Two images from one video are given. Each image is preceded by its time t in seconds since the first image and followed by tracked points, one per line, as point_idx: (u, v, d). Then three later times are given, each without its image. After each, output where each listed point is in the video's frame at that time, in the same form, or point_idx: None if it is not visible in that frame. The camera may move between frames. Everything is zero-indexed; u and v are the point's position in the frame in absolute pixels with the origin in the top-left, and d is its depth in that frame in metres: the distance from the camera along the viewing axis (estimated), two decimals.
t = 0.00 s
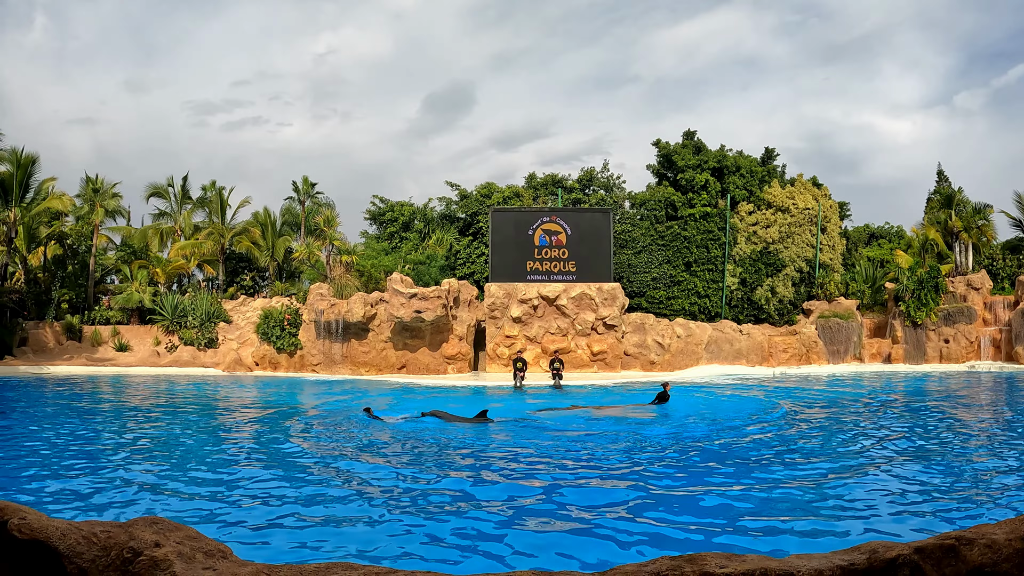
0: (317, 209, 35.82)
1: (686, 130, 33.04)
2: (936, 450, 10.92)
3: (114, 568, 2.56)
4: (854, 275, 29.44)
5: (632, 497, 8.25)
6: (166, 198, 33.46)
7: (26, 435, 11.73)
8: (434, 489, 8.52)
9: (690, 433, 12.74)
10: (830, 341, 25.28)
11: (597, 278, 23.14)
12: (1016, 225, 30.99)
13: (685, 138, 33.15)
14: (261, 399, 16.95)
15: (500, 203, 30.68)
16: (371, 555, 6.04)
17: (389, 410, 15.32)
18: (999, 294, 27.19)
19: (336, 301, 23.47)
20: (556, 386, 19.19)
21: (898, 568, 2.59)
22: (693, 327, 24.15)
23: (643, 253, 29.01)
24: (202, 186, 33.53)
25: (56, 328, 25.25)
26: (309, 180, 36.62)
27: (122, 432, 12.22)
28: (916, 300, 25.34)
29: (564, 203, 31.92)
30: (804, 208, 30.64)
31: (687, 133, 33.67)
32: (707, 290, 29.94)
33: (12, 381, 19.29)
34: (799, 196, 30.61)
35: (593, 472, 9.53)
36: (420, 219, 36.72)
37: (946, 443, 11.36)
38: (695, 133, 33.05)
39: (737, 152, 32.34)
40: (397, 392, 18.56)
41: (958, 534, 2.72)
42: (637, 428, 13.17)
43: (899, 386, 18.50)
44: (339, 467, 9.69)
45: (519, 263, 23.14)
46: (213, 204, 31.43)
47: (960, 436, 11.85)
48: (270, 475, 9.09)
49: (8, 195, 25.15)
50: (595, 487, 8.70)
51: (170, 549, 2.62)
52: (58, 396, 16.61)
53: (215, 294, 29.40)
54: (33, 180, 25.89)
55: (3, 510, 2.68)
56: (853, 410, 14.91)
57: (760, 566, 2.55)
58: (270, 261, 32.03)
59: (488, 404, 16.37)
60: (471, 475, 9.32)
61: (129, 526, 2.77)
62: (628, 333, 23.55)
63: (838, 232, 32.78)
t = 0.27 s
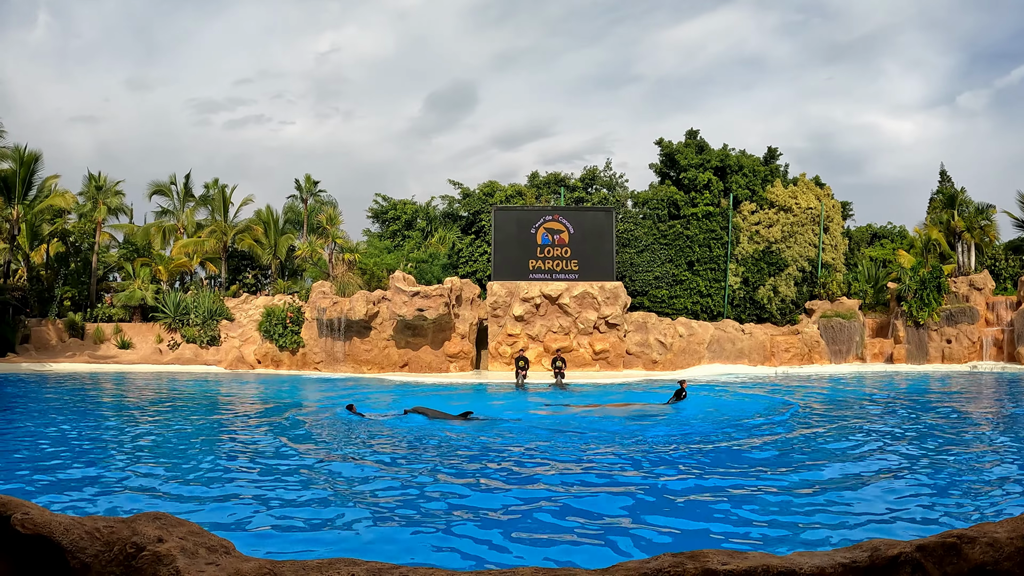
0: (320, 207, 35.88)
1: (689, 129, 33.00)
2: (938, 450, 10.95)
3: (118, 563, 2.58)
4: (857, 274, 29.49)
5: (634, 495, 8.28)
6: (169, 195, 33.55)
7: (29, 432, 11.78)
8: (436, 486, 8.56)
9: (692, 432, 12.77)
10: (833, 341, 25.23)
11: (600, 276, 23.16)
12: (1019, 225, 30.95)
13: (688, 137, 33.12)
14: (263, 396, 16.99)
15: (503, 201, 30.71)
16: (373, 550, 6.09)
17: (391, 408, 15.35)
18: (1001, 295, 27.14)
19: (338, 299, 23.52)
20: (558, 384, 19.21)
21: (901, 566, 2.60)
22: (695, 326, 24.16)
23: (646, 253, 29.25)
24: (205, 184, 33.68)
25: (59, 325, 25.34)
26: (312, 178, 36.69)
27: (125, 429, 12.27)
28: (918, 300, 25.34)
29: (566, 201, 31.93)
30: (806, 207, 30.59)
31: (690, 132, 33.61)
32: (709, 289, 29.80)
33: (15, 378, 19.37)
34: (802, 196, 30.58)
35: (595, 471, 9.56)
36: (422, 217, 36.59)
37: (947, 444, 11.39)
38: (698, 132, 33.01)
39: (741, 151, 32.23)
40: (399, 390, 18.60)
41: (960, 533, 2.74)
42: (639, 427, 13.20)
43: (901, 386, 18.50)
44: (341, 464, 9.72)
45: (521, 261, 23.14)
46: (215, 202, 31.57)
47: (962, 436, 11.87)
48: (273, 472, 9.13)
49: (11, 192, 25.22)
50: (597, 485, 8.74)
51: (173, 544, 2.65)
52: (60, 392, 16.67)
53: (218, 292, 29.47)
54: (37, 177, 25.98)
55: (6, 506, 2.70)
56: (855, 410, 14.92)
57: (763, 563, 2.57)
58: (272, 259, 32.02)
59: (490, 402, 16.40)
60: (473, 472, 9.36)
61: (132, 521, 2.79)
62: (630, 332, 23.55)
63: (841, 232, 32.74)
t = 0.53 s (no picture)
0: (322, 206, 35.94)
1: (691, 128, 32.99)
2: (939, 451, 10.96)
3: (120, 561, 2.60)
4: (859, 274, 29.29)
5: (636, 494, 8.30)
6: (171, 194, 33.63)
7: (31, 430, 11.82)
8: (437, 485, 8.60)
9: (694, 432, 12.81)
10: (835, 341, 25.21)
11: (602, 276, 23.15)
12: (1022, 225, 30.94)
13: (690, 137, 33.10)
14: (265, 395, 17.02)
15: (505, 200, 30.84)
16: (374, 548, 6.13)
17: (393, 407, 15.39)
18: (1003, 295, 27.11)
19: (340, 297, 23.59)
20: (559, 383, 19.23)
21: (903, 565, 2.61)
22: (697, 326, 24.17)
23: (648, 252, 29.29)
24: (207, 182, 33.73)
25: (61, 323, 25.41)
26: (314, 177, 36.74)
27: (127, 427, 12.31)
28: (921, 301, 25.34)
29: (568, 201, 31.96)
30: (809, 207, 30.44)
31: (692, 131, 33.59)
32: (712, 289, 29.74)
33: (17, 376, 19.44)
34: (804, 195, 30.52)
35: (596, 470, 9.60)
36: (424, 216, 36.50)
37: (949, 444, 11.41)
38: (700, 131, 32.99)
39: (743, 151, 32.14)
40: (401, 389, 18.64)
41: (962, 533, 2.75)
42: (640, 426, 13.23)
43: (903, 386, 18.49)
44: (344, 463, 9.77)
45: (523, 260, 23.18)
46: (217, 201, 31.65)
47: (964, 437, 11.89)
48: (275, 471, 9.17)
49: (13, 190, 25.30)
50: (598, 484, 8.77)
51: (176, 542, 2.67)
52: (62, 390, 16.72)
53: (220, 291, 29.55)
54: (39, 175, 26.08)
55: (10, 503, 2.72)
56: (856, 410, 14.93)
57: (765, 562, 2.58)
58: (274, 258, 32.05)
59: (491, 401, 16.44)
60: (475, 471, 9.40)
61: (134, 519, 2.81)
62: (632, 331, 23.52)
63: (843, 232, 32.72)
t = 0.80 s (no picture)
0: (325, 205, 35.96)
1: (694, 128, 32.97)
2: (943, 451, 10.97)
3: (124, 559, 2.62)
4: (861, 274, 29.07)
5: (640, 494, 8.32)
6: (173, 192, 33.71)
7: (34, 428, 11.86)
8: (441, 484, 8.62)
9: (696, 431, 12.82)
10: (837, 341, 25.20)
11: (605, 275, 23.14)
12: None
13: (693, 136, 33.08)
14: (267, 393, 17.06)
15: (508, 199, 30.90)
16: (380, 546, 6.15)
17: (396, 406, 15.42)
18: (1006, 296, 27.10)
19: (343, 296, 23.64)
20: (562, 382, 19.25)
21: (906, 565, 2.63)
22: (699, 326, 24.22)
23: (651, 251, 29.28)
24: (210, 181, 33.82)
25: (64, 322, 25.50)
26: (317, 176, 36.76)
27: (130, 425, 12.36)
28: (923, 301, 25.33)
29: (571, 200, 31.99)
30: (811, 207, 30.43)
31: (695, 131, 33.60)
32: (714, 289, 29.93)
33: (20, 375, 19.50)
34: (807, 195, 30.46)
35: (599, 469, 9.62)
36: (427, 216, 36.50)
37: (953, 444, 11.41)
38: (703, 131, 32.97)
39: (746, 151, 32.07)
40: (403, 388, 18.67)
41: (965, 532, 2.77)
42: (643, 426, 13.24)
43: (905, 386, 18.49)
44: (347, 461, 9.79)
45: (526, 259, 23.20)
46: (220, 199, 31.73)
47: (967, 437, 11.89)
48: (278, 469, 9.20)
49: (16, 189, 25.38)
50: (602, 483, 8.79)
51: (180, 540, 2.70)
52: (65, 389, 16.77)
53: (223, 289, 29.61)
54: (42, 174, 26.17)
55: (14, 501, 2.75)
56: (859, 410, 14.94)
57: (768, 561, 2.60)
58: (277, 256, 32.18)
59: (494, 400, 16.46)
60: (479, 470, 9.42)
61: (138, 518, 2.84)
62: (634, 331, 23.52)
63: (845, 232, 32.72)
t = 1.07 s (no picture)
0: (327, 203, 36.00)
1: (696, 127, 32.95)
2: (945, 451, 10.97)
3: (126, 557, 2.65)
4: (863, 274, 29.29)
5: (643, 492, 8.32)
6: (175, 190, 33.73)
7: (35, 426, 11.88)
8: (443, 482, 8.63)
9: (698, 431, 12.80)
10: (838, 340, 25.25)
11: (606, 274, 23.14)
12: None
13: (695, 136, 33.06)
14: (269, 392, 17.09)
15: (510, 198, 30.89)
16: (381, 546, 6.14)
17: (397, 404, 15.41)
18: (1008, 296, 27.05)
19: (344, 295, 23.65)
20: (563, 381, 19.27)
21: (908, 565, 2.64)
22: (701, 325, 24.16)
23: (652, 250, 29.17)
24: (212, 179, 33.80)
25: (65, 320, 25.53)
26: (318, 175, 36.74)
27: (130, 423, 12.36)
28: (925, 301, 25.24)
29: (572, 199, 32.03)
30: (814, 206, 30.39)
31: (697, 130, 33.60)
32: (716, 288, 29.67)
33: (22, 372, 19.53)
34: (808, 195, 30.45)
35: (601, 468, 9.64)
36: (429, 214, 36.83)
37: (955, 444, 11.41)
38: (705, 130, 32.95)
39: (748, 151, 32.02)
40: (405, 387, 18.68)
41: (966, 533, 2.78)
42: (644, 425, 13.25)
43: (907, 386, 18.48)
44: (348, 460, 9.79)
45: (527, 259, 23.21)
46: (222, 197, 31.74)
47: (968, 437, 11.90)
48: (280, 467, 9.23)
49: (18, 187, 25.41)
50: (604, 482, 8.80)
51: (182, 538, 2.72)
52: (67, 387, 16.79)
53: (224, 288, 29.62)
54: (43, 172, 26.20)
55: (16, 498, 2.77)
56: (861, 410, 14.93)
57: (770, 561, 2.61)
58: (279, 255, 32.24)
59: (495, 399, 16.45)
60: (481, 469, 9.43)
61: (141, 516, 2.86)
62: (636, 330, 23.56)
63: (847, 231, 32.69)
